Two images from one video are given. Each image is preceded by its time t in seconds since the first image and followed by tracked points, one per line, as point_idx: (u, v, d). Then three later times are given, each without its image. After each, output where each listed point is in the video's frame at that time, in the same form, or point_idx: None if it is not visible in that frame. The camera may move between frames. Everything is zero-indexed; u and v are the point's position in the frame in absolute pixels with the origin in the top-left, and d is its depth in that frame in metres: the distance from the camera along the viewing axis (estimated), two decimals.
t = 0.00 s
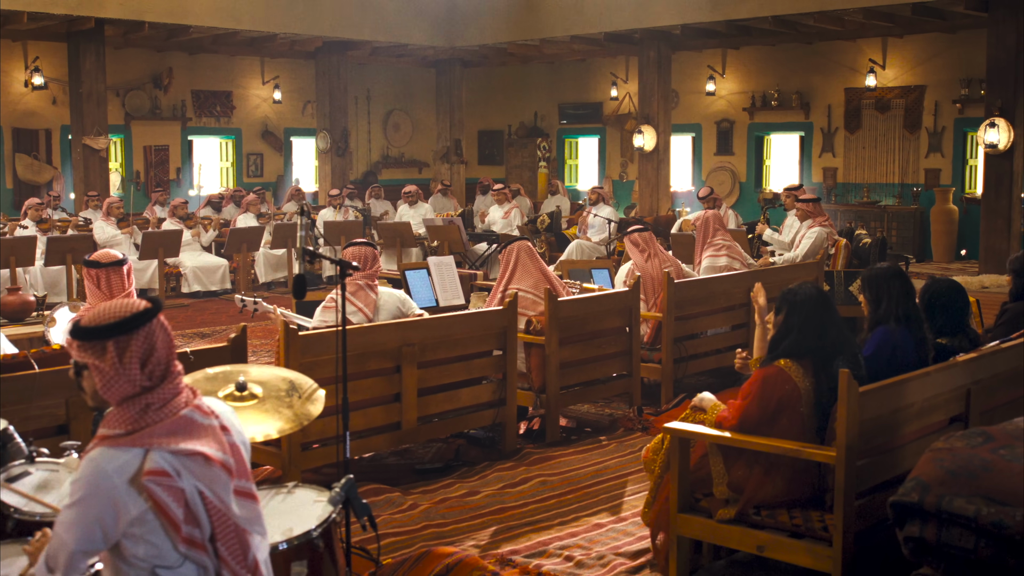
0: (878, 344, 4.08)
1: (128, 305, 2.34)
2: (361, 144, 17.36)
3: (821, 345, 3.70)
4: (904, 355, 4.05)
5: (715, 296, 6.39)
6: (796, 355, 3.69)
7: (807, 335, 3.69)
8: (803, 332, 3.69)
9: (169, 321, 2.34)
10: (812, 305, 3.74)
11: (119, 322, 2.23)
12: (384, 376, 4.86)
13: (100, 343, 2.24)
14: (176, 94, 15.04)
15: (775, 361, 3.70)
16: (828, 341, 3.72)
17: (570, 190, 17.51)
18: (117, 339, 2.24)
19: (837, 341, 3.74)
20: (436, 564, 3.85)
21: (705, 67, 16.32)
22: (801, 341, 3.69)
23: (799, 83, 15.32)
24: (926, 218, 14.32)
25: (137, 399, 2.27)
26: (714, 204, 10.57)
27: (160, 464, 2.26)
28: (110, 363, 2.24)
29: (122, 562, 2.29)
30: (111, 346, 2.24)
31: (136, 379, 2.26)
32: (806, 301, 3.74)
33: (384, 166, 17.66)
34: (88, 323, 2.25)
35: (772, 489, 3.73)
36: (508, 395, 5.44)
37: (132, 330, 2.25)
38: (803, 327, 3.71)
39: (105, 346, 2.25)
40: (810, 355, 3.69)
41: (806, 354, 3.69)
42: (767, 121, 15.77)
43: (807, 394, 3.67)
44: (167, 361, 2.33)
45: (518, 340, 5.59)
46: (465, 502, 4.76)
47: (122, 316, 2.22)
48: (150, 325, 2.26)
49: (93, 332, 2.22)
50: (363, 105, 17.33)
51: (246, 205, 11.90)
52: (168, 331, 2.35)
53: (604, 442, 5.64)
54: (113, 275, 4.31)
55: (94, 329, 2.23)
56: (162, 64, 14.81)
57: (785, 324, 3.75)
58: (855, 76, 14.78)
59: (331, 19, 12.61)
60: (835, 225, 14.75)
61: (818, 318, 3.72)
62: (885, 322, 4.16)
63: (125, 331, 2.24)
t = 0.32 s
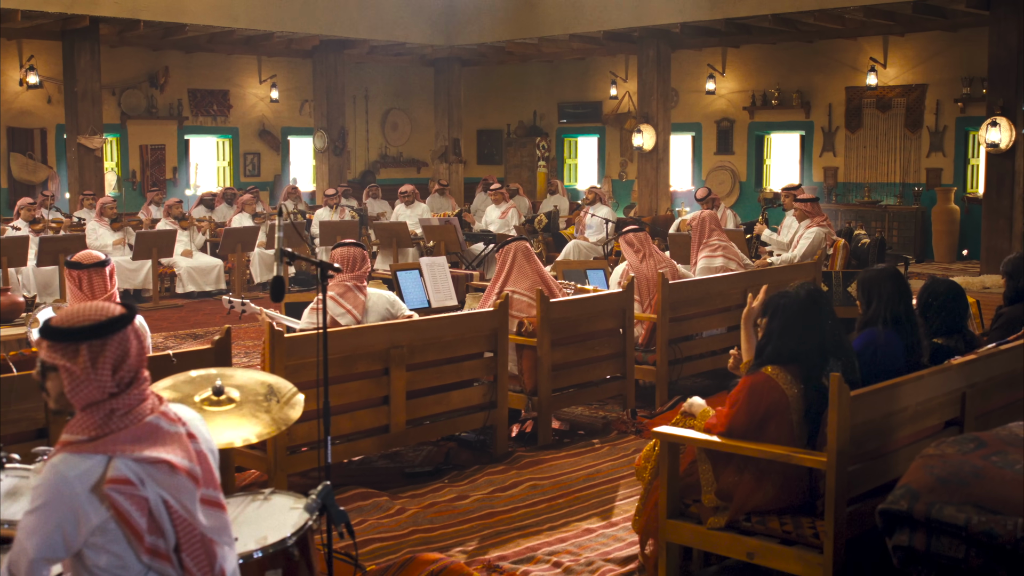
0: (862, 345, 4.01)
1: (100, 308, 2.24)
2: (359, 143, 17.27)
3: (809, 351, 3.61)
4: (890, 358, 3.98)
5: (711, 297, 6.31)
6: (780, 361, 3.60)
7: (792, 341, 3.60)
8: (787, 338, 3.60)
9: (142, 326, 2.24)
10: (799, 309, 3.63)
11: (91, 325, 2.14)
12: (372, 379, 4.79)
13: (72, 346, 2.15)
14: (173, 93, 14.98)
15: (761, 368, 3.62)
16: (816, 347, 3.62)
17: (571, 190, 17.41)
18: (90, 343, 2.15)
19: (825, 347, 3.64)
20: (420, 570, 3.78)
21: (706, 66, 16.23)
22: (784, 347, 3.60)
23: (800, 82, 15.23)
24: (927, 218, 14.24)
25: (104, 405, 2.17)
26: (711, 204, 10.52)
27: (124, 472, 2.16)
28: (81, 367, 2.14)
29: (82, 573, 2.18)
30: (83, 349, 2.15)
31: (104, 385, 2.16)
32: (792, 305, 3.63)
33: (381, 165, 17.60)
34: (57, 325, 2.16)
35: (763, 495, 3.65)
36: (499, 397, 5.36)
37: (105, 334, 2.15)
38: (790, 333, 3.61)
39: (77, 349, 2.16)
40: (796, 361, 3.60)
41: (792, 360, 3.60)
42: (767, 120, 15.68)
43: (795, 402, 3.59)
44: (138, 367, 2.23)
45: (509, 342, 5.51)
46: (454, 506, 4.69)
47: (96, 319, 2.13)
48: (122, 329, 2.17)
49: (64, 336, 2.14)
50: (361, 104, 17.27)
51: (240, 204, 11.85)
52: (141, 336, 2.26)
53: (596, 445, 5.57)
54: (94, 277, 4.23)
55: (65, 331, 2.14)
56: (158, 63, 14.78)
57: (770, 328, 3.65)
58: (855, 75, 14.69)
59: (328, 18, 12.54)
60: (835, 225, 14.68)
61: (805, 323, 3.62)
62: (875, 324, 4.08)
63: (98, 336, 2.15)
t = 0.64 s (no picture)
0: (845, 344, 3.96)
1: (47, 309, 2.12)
2: (357, 143, 17.23)
3: (797, 358, 3.50)
4: (874, 361, 3.92)
5: (705, 298, 6.25)
6: (766, 368, 3.52)
7: (778, 348, 3.49)
8: (777, 343, 3.50)
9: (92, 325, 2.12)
10: (783, 313, 3.52)
11: (37, 327, 2.02)
12: (359, 381, 4.74)
13: (18, 352, 2.03)
14: (170, 92, 14.95)
15: (751, 378, 3.54)
16: (804, 350, 3.52)
17: (570, 190, 17.35)
18: (34, 345, 2.03)
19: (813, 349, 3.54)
20: None
21: (705, 66, 16.16)
22: (769, 357, 3.51)
23: (799, 81, 15.16)
24: (927, 218, 14.17)
25: (66, 409, 2.06)
26: (708, 204, 10.47)
27: (89, 478, 2.06)
28: (32, 371, 2.03)
29: None
30: (30, 353, 2.03)
31: (64, 388, 2.05)
32: (774, 310, 3.52)
33: (380, 165, 17.56)
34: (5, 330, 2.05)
35: (752, 501, 3.60)
36: (490, 400, 5.30)
37: (50, 336, 2.03)
38: (774, 338, 3.50)
39: (25, 354, 2.04)
40: (784, 367, 3.50)
41: (781, 367, 3.50)
42: (766, 120, 15.60)
43: (788, 410, 3.52)
44: (95, 367, 2.12)
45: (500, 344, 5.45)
46: (443, 510, 4.64)
47: (39, 321, 2.02)
48: (70, 329, 2.04)
49: (10, 340, 2.02)
50: (359, 103, 17.22)
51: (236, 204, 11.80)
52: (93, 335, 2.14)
53: (589, 448, 5.50)
54: (76, 278, 4.21)
55: (12, 335, 2.03)
56: (155, 62, 14.74)
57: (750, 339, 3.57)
58: (856, 74, 14.62)
59: (325, 17, 12.50)
60: (835, 224, 14.62)
61: (790, 326, 3.51)
62: (859, 325, 4.04)
63: (41, 336, 2.03)
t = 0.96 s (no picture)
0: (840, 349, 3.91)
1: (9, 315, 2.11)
2: (355, 143, 17.18)
3: (784, 363, 3.48)
4: (871, 368, 3.86)
5: (699, 299, 6.20)
6: (752, 371, 3.50)
7: (767, 351, 3.47)
8: (765, 348, 3.47)
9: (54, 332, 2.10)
10: (774, 317, 3.51)
11: None
12: (347, 384, 4.69)
13: None
14: (167, 92, 14.91)
15: (738, 381, 3.50)
16: (793, 355, 3.49)
17: (568, 190, 17.29)
18: None
19: (802, 354, 3.52)
20: None
21: (704, 65, 16.09)
22: (758, 361, 3.48)
23: (799, 81, 15.10)
24: (927, 218, 14.11)
25: (22, 416, 2.04)
26: (704, 204, 10.41)
27: (45, 485, 2.03)
28: None
29: None
30: None
31: (22, 394, 2.03)
32: (765, 314, 3.51)
33: (377, 165, 17.52)
34: None
35: (740, 506, 3.55)
36: (480, 402, 5.25)
37: (10, 341, 2.02)
38: (764, 342, 3.48)
39: None
40: (772, 371, 3.48)
41: (770, 372, 3.48)
42: (765, 119, 15.54)
43: (776, 415, 3.49)
44: (55, 374, 2.09)
45: (491, 346, 5.39)
46: (430, 514, 4.58)
47: None
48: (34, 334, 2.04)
49: None
50: (358, 103, 17.18)
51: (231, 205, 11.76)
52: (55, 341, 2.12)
53: (580, 451, 5.45)
54: (57, 281, 4.23)
55: None
56: (151, 61, 14.70)
57: (737, 341, 3.54)
58: (855, 73, 14.55)
59: (322, 18, 12.46)
60: (835, 225, 14.56)
61: (780, 331, 3.49)
62: (857, 330, 3.97)
63: None
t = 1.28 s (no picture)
0: (838, 361, 3.81)
1: None
2: (352, 142, 17.13)
3: (773, 369, 3.41)
4: (867, 375, 3.76)
5: (693, 300, 6.12)
6: (740, 378, 3.42)
7: (756, 357, 3.40)
8: (753, 355, 3.39)
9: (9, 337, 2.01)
10: (761, 321, 3.43)
11: None
12: (332, 387, 4.60)
13: None
14: (161, 90, 14.86)
15: (727, 388, 3.43)
16: (781, 361, 3.42)
17: (566, 189, 17.22)
18: None
19: (791, 360, 3.44)
20: None
21: (702, 63, 16.01)
22: (746, 369, 3.40)
23: (797, 79, 15.03)
24: (927, 218, 14.03)
25: None
26: (701, 204, 10.34)
27: None
28: None
29: None
30: None
31: None
32: (751, 318, 3.43)
33: (374, 164, 17.46)
34: None
35: (728, 514, 3.47)
36: (469, 405, 5.17)
37: None
38: (750, 347, 3.41)
39: None
40: (762, 378, 3.40)
41: (761, 380, 3.40)
42: (764, 118, 15.46)
43: (767, 422, 3.42)
44: (9, 383, 2.00)
45: (480, 348, 5.31)
46: (416, 519, 4.50)
47: None
48: None
49: None
50: (354, 102, 17.10)
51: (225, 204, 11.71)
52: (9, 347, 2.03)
53: (570, 454, 5.37)
54: (35, 283, 4.14)
55: None
56: (145, 59, 14.65)
57: (724, 348, 3.47)
58: (854, 72, 14.47)
59: (317, 15, 12.40)
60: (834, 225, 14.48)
61: (767, 336, 3.42)
62: (852, 338, 3.87)
63: None
